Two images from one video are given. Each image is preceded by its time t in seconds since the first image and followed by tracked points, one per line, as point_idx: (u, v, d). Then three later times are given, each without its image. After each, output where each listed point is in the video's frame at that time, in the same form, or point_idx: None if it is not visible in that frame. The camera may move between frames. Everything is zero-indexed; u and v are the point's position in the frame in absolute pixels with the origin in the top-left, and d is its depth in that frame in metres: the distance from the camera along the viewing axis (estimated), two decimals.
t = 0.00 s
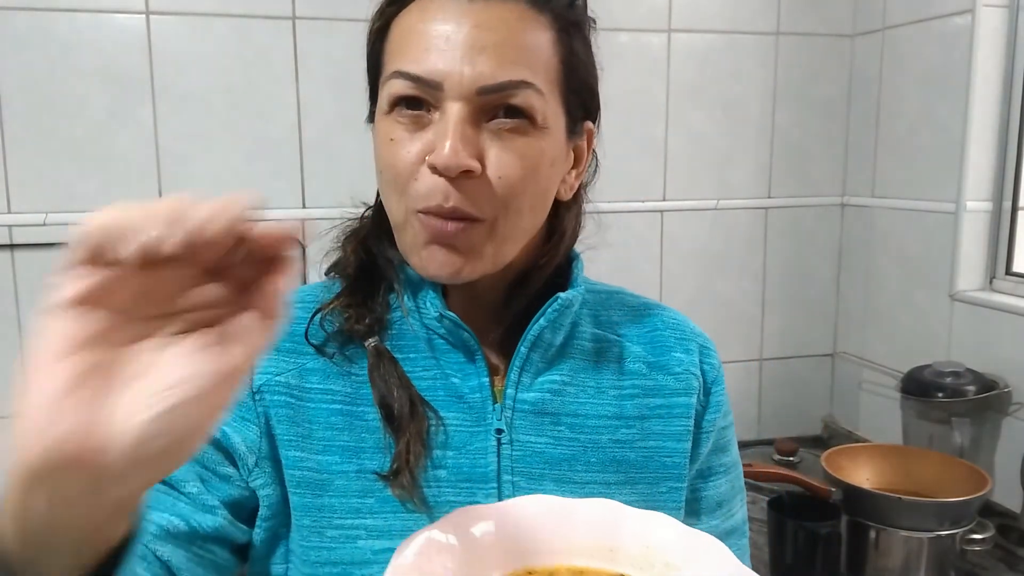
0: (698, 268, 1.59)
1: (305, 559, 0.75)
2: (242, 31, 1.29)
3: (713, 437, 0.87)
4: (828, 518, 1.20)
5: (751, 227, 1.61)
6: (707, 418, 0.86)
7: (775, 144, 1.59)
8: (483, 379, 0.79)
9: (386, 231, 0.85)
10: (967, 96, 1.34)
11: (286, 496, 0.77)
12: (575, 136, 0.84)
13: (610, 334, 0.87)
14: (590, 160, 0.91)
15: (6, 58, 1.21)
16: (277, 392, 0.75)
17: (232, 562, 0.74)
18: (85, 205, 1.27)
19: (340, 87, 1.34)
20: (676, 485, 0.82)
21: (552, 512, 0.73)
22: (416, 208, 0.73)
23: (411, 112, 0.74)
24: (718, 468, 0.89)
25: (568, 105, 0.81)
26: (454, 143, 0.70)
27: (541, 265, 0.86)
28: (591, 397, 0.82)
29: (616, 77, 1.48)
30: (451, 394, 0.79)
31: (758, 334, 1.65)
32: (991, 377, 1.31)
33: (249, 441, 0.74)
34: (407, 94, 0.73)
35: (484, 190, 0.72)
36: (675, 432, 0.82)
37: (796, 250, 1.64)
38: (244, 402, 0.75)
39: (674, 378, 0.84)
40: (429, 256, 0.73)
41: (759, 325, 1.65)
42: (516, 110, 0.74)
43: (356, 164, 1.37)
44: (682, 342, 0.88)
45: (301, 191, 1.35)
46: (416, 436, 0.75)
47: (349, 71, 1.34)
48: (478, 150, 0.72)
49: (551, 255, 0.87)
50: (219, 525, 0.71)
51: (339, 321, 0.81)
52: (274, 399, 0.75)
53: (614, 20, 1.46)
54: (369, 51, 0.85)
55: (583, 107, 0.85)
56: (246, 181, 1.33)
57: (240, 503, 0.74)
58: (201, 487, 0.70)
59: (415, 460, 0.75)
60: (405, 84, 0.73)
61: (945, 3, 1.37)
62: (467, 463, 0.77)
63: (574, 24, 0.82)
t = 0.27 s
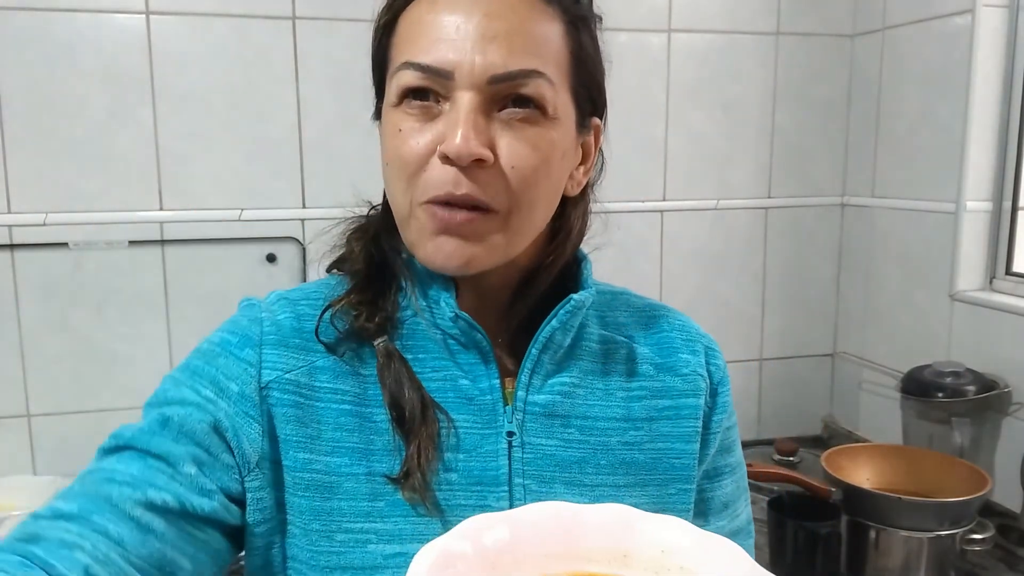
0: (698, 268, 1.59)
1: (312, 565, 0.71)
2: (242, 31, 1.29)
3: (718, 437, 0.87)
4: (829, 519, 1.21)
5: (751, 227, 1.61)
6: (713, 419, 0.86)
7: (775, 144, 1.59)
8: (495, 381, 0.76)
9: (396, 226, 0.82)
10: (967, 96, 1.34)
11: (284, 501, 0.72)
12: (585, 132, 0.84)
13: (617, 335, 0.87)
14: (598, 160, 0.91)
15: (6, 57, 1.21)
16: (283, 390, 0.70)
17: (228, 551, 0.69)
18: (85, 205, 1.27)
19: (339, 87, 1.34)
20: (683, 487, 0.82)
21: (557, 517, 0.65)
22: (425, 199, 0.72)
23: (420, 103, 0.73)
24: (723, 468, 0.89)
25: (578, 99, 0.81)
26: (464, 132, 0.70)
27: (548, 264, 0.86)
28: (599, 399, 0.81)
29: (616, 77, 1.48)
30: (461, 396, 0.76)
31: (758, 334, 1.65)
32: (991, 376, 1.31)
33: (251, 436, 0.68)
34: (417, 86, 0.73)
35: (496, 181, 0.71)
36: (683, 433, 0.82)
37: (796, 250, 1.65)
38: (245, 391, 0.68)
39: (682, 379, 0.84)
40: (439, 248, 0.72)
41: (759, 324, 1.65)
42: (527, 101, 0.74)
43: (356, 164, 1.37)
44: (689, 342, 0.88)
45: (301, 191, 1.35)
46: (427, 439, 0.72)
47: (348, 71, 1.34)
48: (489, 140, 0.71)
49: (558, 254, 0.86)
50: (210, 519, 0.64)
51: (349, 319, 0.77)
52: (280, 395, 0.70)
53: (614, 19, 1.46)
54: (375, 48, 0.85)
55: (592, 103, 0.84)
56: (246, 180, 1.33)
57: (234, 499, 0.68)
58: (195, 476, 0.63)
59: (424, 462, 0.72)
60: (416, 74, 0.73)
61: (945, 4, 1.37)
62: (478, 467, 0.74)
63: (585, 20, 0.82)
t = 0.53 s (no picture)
0: (699, 268, 1.59)
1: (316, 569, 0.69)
2: (242, 31, 1.29)
3: (717, 436, 0.88)
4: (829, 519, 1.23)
5: (751, 227, 1.61)
6: (713, 417, 0.87)
7: (775, 144, 1.59)
8: (494, 384, 0.76)
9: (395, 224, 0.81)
10: (967, 96, 1.34)
11: (286, 501, 0.70)
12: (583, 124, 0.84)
13: (616, 335, 0.87)
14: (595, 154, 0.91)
15: (6, 57, 1.21)
16: (290, 383, 0.68)
17: (225, 532, 0.61)
18: (85, 205, 1.27)
19: (340, 87, 1.34)
20: (684, 487, 0.82)
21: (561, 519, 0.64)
22: (423, 184, 0.71)
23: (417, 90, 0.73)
24: (722, 466, 0.89)
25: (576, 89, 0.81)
26: (462, 118, 0.69)
27: (546, 261, 0.86)
28: (599, 400, 0.81)
29: (616, 77, 1.48)
30: (459, 398, 0.75)
31: (758, 333, 1.65)
32: (991, 376, 1.31)
33: (258, 423, 0.64)
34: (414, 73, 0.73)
35: (495, 167, 0.71)
36: (683, 433, 0.83)
37: (796, 250, 1.65)
38: (253, 373, 0.64)
39: (681, 378, 0.85)
40: (437, 235, 0.71)
41: (759, 324, 1.65)
42: (525, 89, 0.74)
43: (356, 164, 1.37)
44: (687, 341, 0.88)
45: (301, 191, 1.35)
46: (428, 442, 0.72)
47: (348, 71, 1.34)
48: (487, 126, 0.71)
49: (556, 250, 0.86)
50: (218, 491, 0.57)
51: (349, 316, 0.75)
52: (288, 389, 0.68)
53: (614, 19, 1.46)
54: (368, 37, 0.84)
55: (590, 94, 0.84)
56: (247, 181, 1.33)
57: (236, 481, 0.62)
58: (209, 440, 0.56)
59: (423, 465, 0.71)
60: (413, 61, 0.72)
61: (945, 4, 1.37)
62: (478, 471, 0.74)
63: (583, 7, 0.81)
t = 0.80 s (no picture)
0: (698, 268, 1.59)
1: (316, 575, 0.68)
2: (242, 31, 1.29)
3: (709, 433, 0.89)
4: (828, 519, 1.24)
5: (751, 227, 1.61)
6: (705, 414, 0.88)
7: (775, 144, 1.59)
8: (489, 386, 0.76)
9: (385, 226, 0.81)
10: (967, 96, 1.34)
11: (284, 506, 0.69)
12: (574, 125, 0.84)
13: (607, 335, 0.88)
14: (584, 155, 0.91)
15: (6, 57, 1.21)
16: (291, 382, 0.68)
17: (223, 530, 0.58)
18: (85, 205, 1.27)
19: (339, 87, 1.34)
20: (680, 486, 0.83)
21: (558, 523, 0.63)
22: (418, 178, 0.70)
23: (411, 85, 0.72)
24: (714, 463, 0.90)
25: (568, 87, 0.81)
26: (459, 112, 0.69)
27: (541, 261, 0.86)
28: (593, 400, 0.82)
29: (616, 76, 1.48)
30: (455, 402, 0.76)
31: (758, 334, 1.65)
32: (991, 376, 1.31)
33: (259, 421, 0.62)
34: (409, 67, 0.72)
35: (491, 162, 0.70)
36: (677, 431, 0.84)
37: (796, 250, 1.65)
38: (256, 369, 0.63)
39: (673, 376, 0.86)
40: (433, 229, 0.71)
41: (759, 324, 1.65)
42: (520, 84, 0.74)
43: (356, 164, 1.37)
44: (677, 339, 0.90)
45: (301, 191, 1.35)
46: (426, 445, 0.72)
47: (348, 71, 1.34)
48: (484, 121, 0.71)
49: (551, 250, 0.87)
50: (221, 485, 0.55)
51: (343, 319, 0.74)
52: (289, 389, 0.68)
53: (614, 19, 1.46)
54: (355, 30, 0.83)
55: (581, 92, 0.85)
56: (246, 181, 1.33)
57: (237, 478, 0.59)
58: (218, 429, 0.55)
59: (421, 469, 0.71)
60: (408, 52, 0.72)
61: (944, 4, 1.37)
62: (475, 475, 0.74)
63: (575, 4, 0.82)
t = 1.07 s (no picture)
0: (698, 268, 1.59)
1: None
2: (242, 31, 1.29)
3: (701, 430, 0.90)
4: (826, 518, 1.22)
5: (751, 227, 1.61)
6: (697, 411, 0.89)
7: (775, 144, 1.59)
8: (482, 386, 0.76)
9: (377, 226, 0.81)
10: (967, 96, 1.34)
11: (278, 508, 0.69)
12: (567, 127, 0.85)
13: (600, 334, 0.88)
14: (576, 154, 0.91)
15: (6, 57, 1.21)
16: (284, 382, 0.68)
17: (214, 530, 0.58)
18: (85, 205, 1.27)
19: (339, 87, 1.34)
20: (673, 483, 0.83)
21: (558, 518, 0.64)
22: (415, 180, 0.70)
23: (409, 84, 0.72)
24: (706, 460, 0.91)
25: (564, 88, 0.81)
26: (457, 113, 0.69)
27: (532, 260, 0.86)
28: (587, 399, 0.83)
29: (616, 76, 1.48)
30: (448, 402, 0.76)
31: (758, 334, 1.65)
32: (991, 377, 1.31)
33: (252, 421, 0.62)
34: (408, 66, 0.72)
35: (488, 164, 0.71)
36: (670, 428, 0.84)
37: (796, 250, 1.65)
38: (250, 370, 0.63)
39: (665, 374, 0.87)
40: (430, 231, 0.71)
41: (759, 325, 1.65)
42: (518, 86, 0.74)
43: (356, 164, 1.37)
44: (668, 337, 0.91)
45: (301, 191, 1.35)
46: (419, 446, 0.72)
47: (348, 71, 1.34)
48: (481, 123, 0.71)
49: (544, 248, 0.87)
50: (213, 485, 0.55)
51: (335, 319, 0.74)
52: (282, 389, 0.67)
53: (614, 19, 1.46)
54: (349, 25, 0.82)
55: (576, 94, 0.85)
56: (246, 180, 1.33)
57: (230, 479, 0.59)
58: (211, 429, 0.55)
59: (415, 470, 0.71)
60: (407, 52, 0.71)
61: (944, 4, 1.37)
62: (469, 476, 0.74)
63: (570, 5, 0.82)
